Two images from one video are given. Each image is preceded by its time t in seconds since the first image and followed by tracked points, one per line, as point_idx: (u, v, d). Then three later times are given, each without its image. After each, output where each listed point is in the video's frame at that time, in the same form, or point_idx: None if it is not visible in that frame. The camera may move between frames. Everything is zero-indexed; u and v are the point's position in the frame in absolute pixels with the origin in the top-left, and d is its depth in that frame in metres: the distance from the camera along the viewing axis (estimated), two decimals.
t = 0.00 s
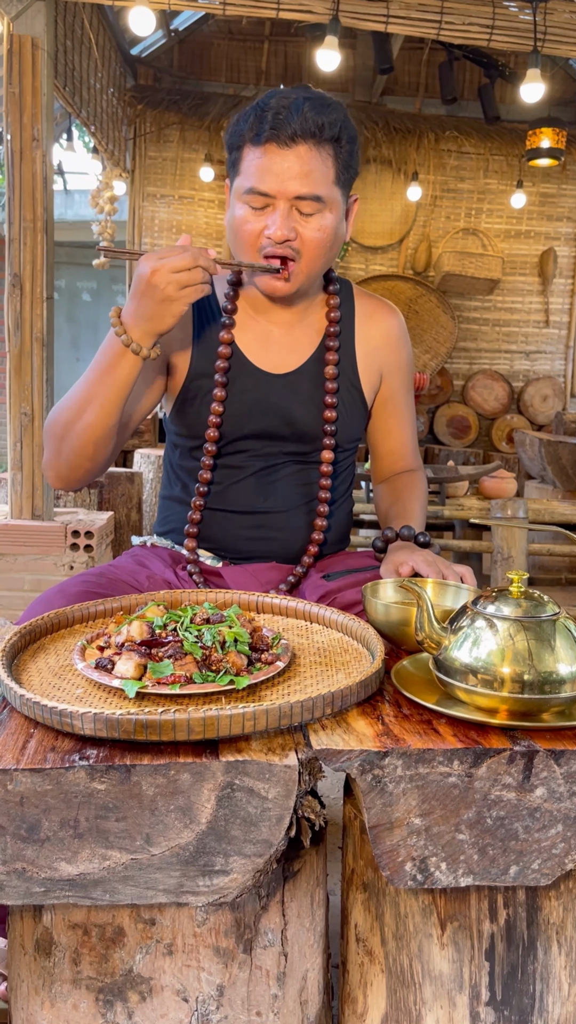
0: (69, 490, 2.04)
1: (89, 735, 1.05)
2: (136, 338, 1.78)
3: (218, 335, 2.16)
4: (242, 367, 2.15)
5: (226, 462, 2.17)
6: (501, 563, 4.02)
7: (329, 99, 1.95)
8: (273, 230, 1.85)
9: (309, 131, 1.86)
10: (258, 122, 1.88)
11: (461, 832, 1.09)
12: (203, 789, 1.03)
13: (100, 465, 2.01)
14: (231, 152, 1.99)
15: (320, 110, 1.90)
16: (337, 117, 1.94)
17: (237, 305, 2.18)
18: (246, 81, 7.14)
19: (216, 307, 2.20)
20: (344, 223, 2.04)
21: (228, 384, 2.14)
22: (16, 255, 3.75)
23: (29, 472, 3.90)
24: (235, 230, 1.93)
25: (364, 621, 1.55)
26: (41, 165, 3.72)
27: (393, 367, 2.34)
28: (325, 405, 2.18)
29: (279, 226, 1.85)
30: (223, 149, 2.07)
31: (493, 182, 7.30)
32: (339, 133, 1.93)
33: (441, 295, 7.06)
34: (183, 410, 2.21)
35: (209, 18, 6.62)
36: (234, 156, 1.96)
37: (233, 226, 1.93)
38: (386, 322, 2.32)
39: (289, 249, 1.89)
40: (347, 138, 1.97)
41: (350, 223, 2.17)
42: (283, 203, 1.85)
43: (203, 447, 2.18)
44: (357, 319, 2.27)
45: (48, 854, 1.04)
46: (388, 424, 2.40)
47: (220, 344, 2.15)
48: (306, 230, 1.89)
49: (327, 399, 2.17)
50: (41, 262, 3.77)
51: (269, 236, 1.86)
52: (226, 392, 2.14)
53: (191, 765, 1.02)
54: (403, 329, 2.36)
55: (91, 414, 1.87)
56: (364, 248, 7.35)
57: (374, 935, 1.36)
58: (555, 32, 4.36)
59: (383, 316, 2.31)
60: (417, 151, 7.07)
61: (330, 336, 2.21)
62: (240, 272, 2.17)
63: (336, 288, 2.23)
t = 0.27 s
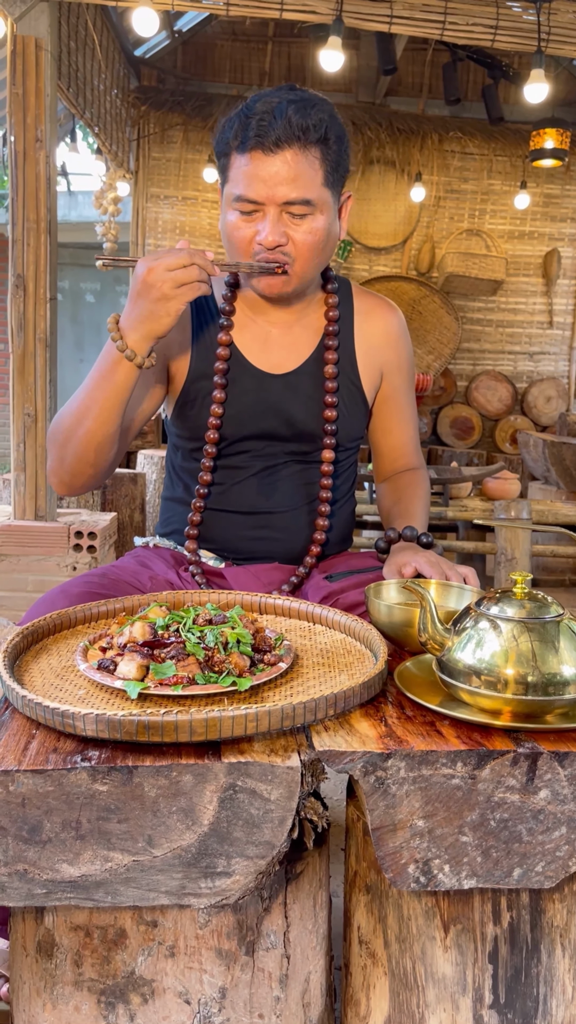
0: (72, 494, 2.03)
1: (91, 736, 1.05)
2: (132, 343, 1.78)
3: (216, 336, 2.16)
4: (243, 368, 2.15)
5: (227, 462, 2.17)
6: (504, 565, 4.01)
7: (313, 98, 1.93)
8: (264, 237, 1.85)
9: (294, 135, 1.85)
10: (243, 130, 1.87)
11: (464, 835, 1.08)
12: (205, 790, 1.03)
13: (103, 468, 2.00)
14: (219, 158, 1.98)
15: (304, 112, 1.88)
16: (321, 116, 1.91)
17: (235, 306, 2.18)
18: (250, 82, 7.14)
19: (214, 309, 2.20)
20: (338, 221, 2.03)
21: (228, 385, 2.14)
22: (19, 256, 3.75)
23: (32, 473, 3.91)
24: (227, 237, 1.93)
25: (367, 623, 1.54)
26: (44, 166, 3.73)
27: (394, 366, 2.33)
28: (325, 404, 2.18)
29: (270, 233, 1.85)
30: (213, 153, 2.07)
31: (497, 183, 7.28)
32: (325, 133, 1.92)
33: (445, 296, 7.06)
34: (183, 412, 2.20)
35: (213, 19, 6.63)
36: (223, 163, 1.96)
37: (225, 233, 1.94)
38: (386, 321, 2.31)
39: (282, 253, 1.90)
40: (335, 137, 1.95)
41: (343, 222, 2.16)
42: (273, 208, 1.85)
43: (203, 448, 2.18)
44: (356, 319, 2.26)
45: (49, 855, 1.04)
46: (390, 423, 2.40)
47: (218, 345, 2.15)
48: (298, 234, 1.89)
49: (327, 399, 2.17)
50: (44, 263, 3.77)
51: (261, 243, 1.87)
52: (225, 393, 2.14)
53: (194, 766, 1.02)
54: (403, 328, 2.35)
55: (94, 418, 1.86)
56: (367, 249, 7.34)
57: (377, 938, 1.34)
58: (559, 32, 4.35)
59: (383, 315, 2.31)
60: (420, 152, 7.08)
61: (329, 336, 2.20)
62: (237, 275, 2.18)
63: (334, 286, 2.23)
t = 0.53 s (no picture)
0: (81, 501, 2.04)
1: (93, 737, 1.05)
2: (137, 352, 1.78)
3: (218, 337, 2.16)
4: (245, 369, 2.15)
5: (228, 462, 2.18)
6: (506, 565, 4.01)
7: (314, 99, 1.94)
8: (264, 237, 1.86)
9: (294, 136, 1.85)
10: (243, 132, 1.88)
11: (466, 836, 1.09)
12: (208, 790, 1.03)
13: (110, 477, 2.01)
14: (219, 160, 1.99)
15: (304, 113, 1.89)
16: (321, 118, 1.92)
17: (236, 306, 2.19)
18: (251, 83, 7.15)
19: (216, 310, 2.21)
20: (338, 222, 2.03)
21: (229, 386, 2.15)
22: (21, 257, 3.76)
23: (34, 473, 3.91)
24: (228, 237, 1.94)
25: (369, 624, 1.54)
26: (46, 167, 3.73)
27: (394, 366, 2.33)
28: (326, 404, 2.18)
29: (269, 233, 1.85)
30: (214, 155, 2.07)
31: (499, 184, 7.28)
32: (325, 134, 1.92)
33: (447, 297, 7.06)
34: (184, 413, 2.21)
35: (214, 20, 6.63)
36: (223, 164, 1.96)
37: (226, 234, 1.94)
38: (386, 321, 2.31)
39: (281, 255, 1.90)
40: (336, 138, 1.96)
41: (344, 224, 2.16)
42: (272, 209, 1.85)
43: (204, 448, 2.19)
44: (357, 319, 2.26)
45: (52, 856, 1.04)
46: (391, 423, 2.39)
47: (219, 345, 2.16)
48: (297, 236, 1.89)
49: (328, 399, 2.17)
50: (46, 264, 3.77)
51: (261, 244, 1.87)
52: (226, 393, 2.14)
53: (196, 766, 1.02)
54: (403, 327, 2.34)
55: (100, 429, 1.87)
56: (369, 250, 7.35)
57: (379, 938, 1.34)
58: (561, 33, 4.35)
59: (383, 315, 2.31)
60: (422, 153, 7.09)
61: (330, 336, 2.20)
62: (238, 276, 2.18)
63: (335, 286, 2.23)
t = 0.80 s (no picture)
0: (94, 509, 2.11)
1: (94, 737, 1.06)
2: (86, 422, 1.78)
3: (218, 336, 2.17)
4: (245, 369, 2.16)
5: (228, 462, 2.19)
6: (506, 565, 4.01)
7: (314, 96, 1.94)
8: (269, 234, 1.86)
9: (296, 133, 1.85)
10: (245, 130, 1.88)
11: (467, 835, 1.09)
12: (209, 790, 1.03)
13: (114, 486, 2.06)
14: (221, 159, 1.99)
15: (306, 110, 1.89)
16: (323, 114, 1.92)
17: (236, 307, 2.20)
18: (251, 84, 7.15)
19: (215, 311, 2.22)
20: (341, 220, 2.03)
21: (229, 386, 2.16)
22: (21, 258, 3.76)
23: (34, 474, 3.92)
24: (232, 235, 1.94)
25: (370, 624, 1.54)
26: (47, 168, 3.73)
27: (396, 367, 2.32)
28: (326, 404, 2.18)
29: (274, 230, 1.85)
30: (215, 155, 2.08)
31: (499, 184, 7.28)
32: (327, 131, 1.92)
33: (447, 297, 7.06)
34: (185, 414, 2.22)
35: (214, 21, 6.64)
36: (225, 163, 1.97)
37: (230, 232, 1.94)
38: (389, 321, 2.30)
39: (286, 252, 1.90)
40: (337, 135, 1.96)
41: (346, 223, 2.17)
42: (276, 206, 1.85)
43: (205, 448, 2.20)
44: (358, 319, 2.26)
45: (53, 856, 1.04)
46: (394, 423, 2.39)
47: (219, 345, 2.17)
48: (302, 233, 1.89)
49: (330, 398, 2.17)
50: (46, 265, 3.78)
51: (266, 241, 1.87)
52: (227, 393, 2.15)
53: (197, 766, 1.02)
54: (406, 327, 2.33)
55: (88, 452, 1.94)
56: (369, 250, 7.35)
57: (380, 938, 1.34)
58: (561, 33, 4.35)
59: (385, 315, 2.30)
60: (422, 154, 7.09)
61: (332, 334, 2.20)
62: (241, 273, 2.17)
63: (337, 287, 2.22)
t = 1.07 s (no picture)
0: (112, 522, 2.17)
1: (96, 737, 1.06)
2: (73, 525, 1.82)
3: (213, 336, 2.19)
4: (244, 369, 2.16)
5: (227, 461, 2.19)
6: (507, 565, 4.01)
7: (293, 88, 1.94)
8: (258, 230, 1.87)
9: (278, 127, 1.87)
10: (226, 127, 1.89)
11: (469, 835, 1.08)
12: (211, 790, 1.03)
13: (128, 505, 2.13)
14: (205, 160, 2.00)
15: (286, 103, 1.89)
16: (303, 106, 1.92)
17: (230, 306, 2.21)
18: (251, 83, 7.15)
19: (210, 312, 2.23)
20: (329, 212, 2.04)
21: (225, 385, 2.16)
22: (22, 259, 3.77)
23: (35, 475, 3.92)
24: (221, 235, 1.96)
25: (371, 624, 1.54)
26: (47, 168, 3.73)
27: (394, 364, 2.33)
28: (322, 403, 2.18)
29: (263, 225, 1.87)
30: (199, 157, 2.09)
31: (499, 183, 7.28)
32: (308, 122, 1.92)
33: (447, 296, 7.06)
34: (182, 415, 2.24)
35: (214, 21, 6.63)
36: (209, 164, 1.98)
37: (220, 232, 1.96)
38: (386, 318, 2.31)
39: (277, 246, 1.91)
40: (318, 126, 1.96)
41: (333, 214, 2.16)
42: (264, 201, 1.87)
43: (202, 448, 2.20)
44: (355, 317, 2.26)
45: (55, 856, 1.04)
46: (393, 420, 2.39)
47: (214, 345, 2.19)
48: (291, 226, 1.90)
49: (326, 397, 2.17)
50: (47, 266, 3.78)
51: (256, 236, 1.89)
52: (223, 393, 2.16)
53: (198, 766, 1.02)
54: (403, 325, 2.34)
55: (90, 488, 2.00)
56: (369, 250, 7.34)
57: (382, 937, 1.34)
58: (561, 32, 4.35)
59: (382, 313, 2.31)
60: (422, 153, 7.11)
61: (327, 332, 2.20)
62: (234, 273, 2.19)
63: (330, 282, 2.22)
